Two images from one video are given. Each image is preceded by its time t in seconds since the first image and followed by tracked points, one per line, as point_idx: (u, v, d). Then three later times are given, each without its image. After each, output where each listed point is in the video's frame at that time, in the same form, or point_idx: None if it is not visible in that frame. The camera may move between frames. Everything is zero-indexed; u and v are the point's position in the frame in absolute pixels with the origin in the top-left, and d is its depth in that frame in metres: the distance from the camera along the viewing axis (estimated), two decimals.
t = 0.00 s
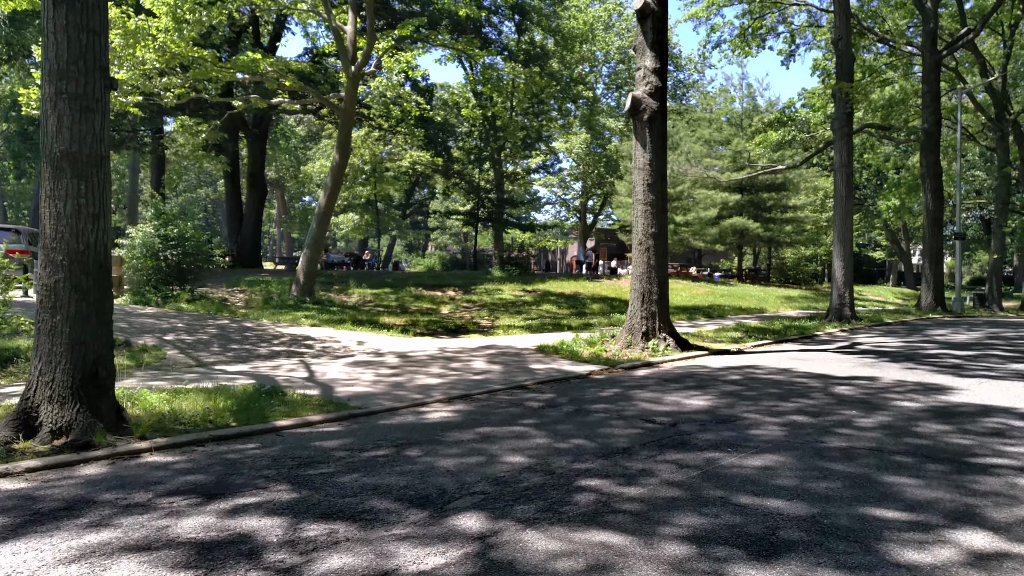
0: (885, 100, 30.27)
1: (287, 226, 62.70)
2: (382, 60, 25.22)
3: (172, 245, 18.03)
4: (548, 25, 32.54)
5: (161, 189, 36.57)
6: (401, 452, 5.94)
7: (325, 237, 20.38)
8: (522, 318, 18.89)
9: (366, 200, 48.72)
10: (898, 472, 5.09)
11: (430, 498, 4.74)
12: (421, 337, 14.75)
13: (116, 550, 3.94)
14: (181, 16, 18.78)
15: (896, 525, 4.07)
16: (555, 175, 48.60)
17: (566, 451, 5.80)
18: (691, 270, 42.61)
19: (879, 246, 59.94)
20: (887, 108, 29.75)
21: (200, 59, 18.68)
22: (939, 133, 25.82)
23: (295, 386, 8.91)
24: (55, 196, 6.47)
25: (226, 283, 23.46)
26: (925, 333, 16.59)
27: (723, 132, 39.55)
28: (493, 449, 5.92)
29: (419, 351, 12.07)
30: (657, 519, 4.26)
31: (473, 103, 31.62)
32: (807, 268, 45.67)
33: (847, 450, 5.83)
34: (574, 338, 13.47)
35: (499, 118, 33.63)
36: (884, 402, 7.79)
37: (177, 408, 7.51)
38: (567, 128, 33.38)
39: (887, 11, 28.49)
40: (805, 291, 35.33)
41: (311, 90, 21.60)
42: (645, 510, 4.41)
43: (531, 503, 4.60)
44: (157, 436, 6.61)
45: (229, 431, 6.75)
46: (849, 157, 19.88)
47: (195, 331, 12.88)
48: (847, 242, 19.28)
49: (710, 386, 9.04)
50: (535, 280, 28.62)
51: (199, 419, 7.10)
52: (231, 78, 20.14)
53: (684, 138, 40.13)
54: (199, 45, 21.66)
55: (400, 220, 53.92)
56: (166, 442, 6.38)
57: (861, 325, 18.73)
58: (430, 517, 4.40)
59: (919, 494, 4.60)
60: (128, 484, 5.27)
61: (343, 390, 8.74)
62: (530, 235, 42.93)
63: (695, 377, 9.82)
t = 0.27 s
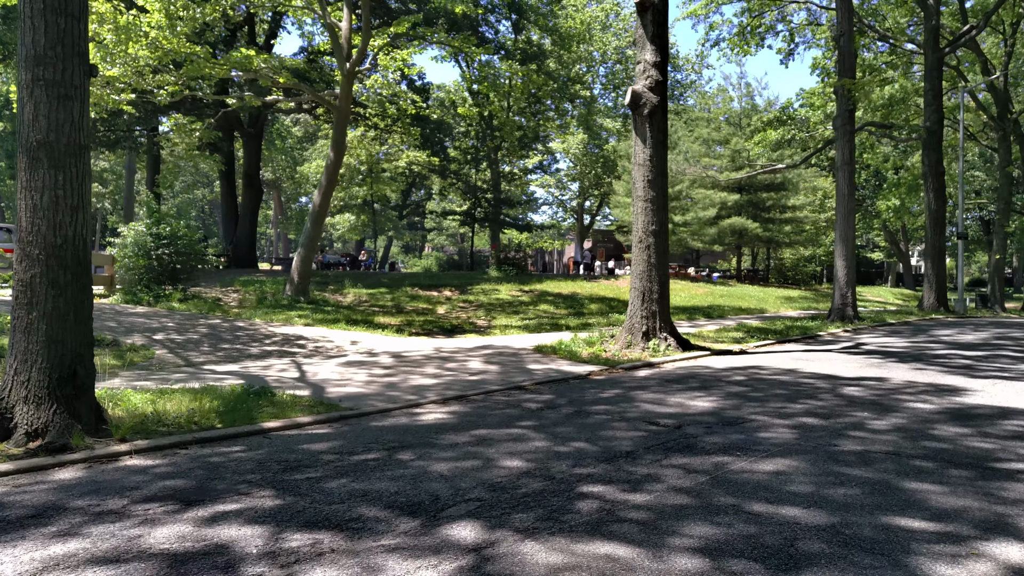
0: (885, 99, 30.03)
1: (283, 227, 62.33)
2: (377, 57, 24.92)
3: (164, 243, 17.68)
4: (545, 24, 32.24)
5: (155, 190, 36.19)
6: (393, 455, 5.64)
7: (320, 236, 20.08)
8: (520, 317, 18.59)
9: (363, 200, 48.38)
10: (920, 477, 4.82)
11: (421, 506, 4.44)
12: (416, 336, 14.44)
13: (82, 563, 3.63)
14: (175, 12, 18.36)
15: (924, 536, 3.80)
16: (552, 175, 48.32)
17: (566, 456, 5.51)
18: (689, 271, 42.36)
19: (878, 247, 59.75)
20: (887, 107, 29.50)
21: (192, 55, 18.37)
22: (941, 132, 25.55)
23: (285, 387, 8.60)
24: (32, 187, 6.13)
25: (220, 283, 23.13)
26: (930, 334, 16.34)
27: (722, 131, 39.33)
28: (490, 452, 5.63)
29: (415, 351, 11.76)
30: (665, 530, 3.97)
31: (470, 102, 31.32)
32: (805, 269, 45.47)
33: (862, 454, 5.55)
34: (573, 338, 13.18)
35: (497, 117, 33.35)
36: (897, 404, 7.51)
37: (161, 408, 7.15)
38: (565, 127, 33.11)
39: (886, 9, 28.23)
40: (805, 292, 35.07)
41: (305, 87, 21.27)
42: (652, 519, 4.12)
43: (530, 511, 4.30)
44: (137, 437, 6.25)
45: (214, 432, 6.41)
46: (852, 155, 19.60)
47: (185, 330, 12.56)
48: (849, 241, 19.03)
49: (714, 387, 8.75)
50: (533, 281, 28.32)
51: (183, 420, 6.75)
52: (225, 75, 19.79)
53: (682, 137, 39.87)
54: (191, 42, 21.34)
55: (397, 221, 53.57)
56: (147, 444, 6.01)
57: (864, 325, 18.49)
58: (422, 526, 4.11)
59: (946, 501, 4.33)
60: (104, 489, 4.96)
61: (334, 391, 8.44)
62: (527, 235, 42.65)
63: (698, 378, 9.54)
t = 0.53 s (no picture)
0: (894, 99, 29.68)
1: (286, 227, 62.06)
2: (378, 54, 24.66)
3: (164, 243, 17.38)
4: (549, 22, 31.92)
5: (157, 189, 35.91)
6: (390, 468, 5.32)
7: (320, 235, 19.81)
8: (524, 319, 18.28)
9: (365, 200, 48.10)
10: (954, 498, 4.50)
11: (419, 527, 4.12)
12: (418, 339, 14.14)
13: None
14: (175, 10, 18.04)
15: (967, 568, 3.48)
16: (556, 174, 48.01)
17: (573, 471, 5.20)
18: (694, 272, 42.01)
19: (884, 247, 59.37)
20: (895, 106, 29.12)
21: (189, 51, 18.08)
22: (953, 130, 25.20)
23: (281, 392, 8.27)
24: (15, 184, 5.75)
25: (220, 283, 22.86)
26: (943, 337, 16.03)
27: (727, 130, 39.01)
28: (493, 466, 5.32)
29: (417, 354, 11.43)
30: (683, 557, 3.65)
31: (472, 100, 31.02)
32: (812, 269, 45.09)
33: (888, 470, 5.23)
34: (578, 341, 12.86)
35: (500, 115, 33.06)
36: (919, 414, 7.19)
37: (152, 415, 6.70)
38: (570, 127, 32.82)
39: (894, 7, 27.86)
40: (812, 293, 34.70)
41: (304, 84, 20.98)
42: (668, 545, 3.80)
43: (536, 534, 3.99)
44: (125, 446, 5.75)
45: (206, 441, 6.00)
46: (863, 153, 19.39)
47: (182, 332, 12.25)
48: (860, 241, 18.78)
49: (726, 395, 8.43)
50: (536, 281, 28.01)
51: (175, 428, 6.30)
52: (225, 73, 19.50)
53: (687, 136, 39.54)
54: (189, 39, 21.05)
55: (400, 220, 53.28)
56: (134, 455, 5.49)
57: (876, 328, 18.21)
58: (419, 551, 3.79)
59: (985, 527, 4.01)
60: (82, 503, 4.63)
61: (332, 396, 8.11)
62: (530, 234, 42.35)
63: (709, 385, 9.21)
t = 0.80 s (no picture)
0: (926, 95, 28.99)
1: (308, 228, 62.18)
2: (402, 51, 24.48)
3: (183, 242, 17.25)
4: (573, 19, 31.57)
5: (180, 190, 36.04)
6: (409, 476, 5.00)
7: (341, 234, 19.60)
8: (547, 321, 17.92)
9: (387, 201, 48.00)
10: None
11: (439, 543, 3.79)
12: (439, 341, 13.86)
13: None
14: (194, 7, 17.95)
15: None
16: (578, 175, 47.66)
17: (605, 481, 4.86)
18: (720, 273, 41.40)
19: (914, 250, 58.39)
20: (929, 103, 28.42)
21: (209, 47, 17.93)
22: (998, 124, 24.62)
23: (297, 394, 7.99)
24: (18, 176, 5.38)
25: (240, 283, 22.73)
26: (984, 342, 15.47)
27: (755, 129, 38.41)
28: (520, 475, 4.98)
29: (437, 356, 11.13)
30: None
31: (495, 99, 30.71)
32: (843, 271, 44.26)
33: (948, 486, 4.82)
34: (604, 343, 12.51)
35: (523, 114, 32.74)
36: (971, 423, 6.77)
37: (162, 417, 6.37)
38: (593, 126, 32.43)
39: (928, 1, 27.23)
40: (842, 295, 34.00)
41: (326, 81, 20.79)
42: (715, 568, 3.44)
43: (567, 552, 3.64)
44: (134, 449, 5.41)
45: (217, 446, 5.65)
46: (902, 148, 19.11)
47: (199, 332, 12.05)
48: (898, 241, 18.44)
49: (763, 402, 8.04)
50: (560, 282, 27.62)
51: (185, 432, 5.97)
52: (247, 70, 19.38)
53: (714, 135, 38.99)
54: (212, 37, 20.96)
55: (422, 222, 53.12)
56: (142, 459, 5.16)
57: (915, 331, 17.84)
58: (439, 569, 3.45)
59: None
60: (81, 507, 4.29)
61: (350, 399, 7.82)
62: (552, 235, 42.00)
63: (744, 391, 8.83)
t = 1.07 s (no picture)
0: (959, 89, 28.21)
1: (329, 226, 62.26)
2: (422, 49, 24.29)
3: (200, 240, 17.08)
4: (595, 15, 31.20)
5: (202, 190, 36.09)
6: (425, 488, 4.67)
7: (360, 233, 19.36)
8: (569, 320, 17.54)
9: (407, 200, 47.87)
10: None
11: (456, 566, 3.44)
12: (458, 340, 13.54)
13: None
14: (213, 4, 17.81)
15: None
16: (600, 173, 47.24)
17: (635, 495, 4.49)
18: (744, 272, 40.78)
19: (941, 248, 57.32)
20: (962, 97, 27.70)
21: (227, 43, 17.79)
22: None
23: (311, 396, 7.69)
24: (17, 168, 5.06)
25: (259, 282, 22.60)
26: None
27: (780, 126, 37.76)
28: (543, 488, 4.63)
29: (457, 356, 10.80)
30: None
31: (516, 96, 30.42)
32: (870, 270, 43.45)
33: (1013, 503, 4.41)
34: (628, 343, 12.11)
35: (544, 112, 32.41)
36: None
37: (169, 421, 6.09)
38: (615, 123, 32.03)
39: None
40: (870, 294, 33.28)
41: (346, 78, 20.60)
42: None
43: None
44: (135, 457, 5.12)
45: (224, 453, 5.35)
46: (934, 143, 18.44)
47: (215, 331, 11.82)
48: (931, 239, 17.86)
49: (799, 406, 7.63)
50: (581, 281, 27.27)
51: (191, 437, 5.68)
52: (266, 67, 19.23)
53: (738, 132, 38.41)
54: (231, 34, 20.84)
55: (442, 220, 52.93)
56: (142, 467, 4.87)
57: (949, 331, 17.30)
58: None
59: None
60: (72, 521, 3.99)
61: (365, 401, 7.51)
62: (574, 233, 41.59)
63: (778, 395, 8.41)
